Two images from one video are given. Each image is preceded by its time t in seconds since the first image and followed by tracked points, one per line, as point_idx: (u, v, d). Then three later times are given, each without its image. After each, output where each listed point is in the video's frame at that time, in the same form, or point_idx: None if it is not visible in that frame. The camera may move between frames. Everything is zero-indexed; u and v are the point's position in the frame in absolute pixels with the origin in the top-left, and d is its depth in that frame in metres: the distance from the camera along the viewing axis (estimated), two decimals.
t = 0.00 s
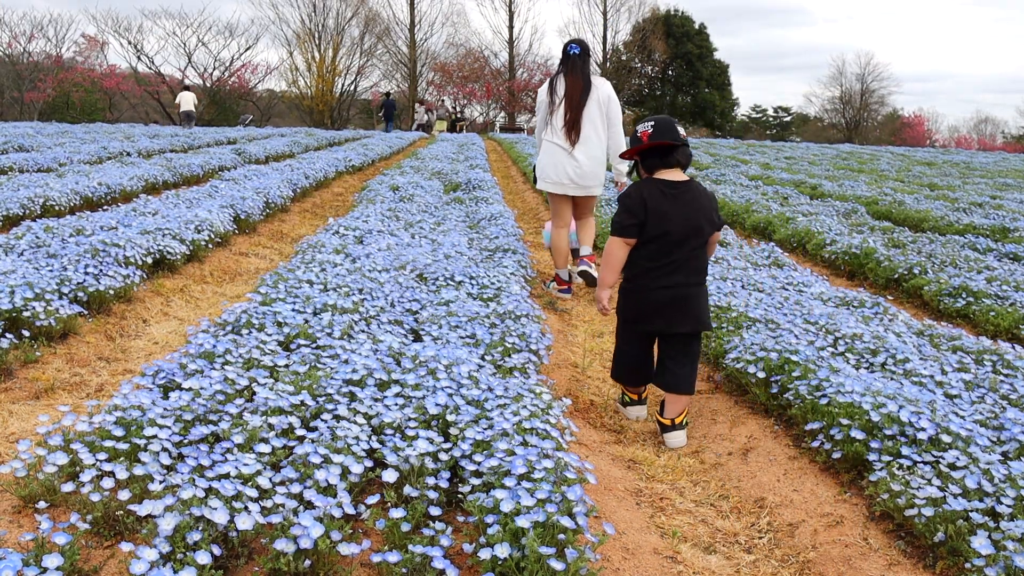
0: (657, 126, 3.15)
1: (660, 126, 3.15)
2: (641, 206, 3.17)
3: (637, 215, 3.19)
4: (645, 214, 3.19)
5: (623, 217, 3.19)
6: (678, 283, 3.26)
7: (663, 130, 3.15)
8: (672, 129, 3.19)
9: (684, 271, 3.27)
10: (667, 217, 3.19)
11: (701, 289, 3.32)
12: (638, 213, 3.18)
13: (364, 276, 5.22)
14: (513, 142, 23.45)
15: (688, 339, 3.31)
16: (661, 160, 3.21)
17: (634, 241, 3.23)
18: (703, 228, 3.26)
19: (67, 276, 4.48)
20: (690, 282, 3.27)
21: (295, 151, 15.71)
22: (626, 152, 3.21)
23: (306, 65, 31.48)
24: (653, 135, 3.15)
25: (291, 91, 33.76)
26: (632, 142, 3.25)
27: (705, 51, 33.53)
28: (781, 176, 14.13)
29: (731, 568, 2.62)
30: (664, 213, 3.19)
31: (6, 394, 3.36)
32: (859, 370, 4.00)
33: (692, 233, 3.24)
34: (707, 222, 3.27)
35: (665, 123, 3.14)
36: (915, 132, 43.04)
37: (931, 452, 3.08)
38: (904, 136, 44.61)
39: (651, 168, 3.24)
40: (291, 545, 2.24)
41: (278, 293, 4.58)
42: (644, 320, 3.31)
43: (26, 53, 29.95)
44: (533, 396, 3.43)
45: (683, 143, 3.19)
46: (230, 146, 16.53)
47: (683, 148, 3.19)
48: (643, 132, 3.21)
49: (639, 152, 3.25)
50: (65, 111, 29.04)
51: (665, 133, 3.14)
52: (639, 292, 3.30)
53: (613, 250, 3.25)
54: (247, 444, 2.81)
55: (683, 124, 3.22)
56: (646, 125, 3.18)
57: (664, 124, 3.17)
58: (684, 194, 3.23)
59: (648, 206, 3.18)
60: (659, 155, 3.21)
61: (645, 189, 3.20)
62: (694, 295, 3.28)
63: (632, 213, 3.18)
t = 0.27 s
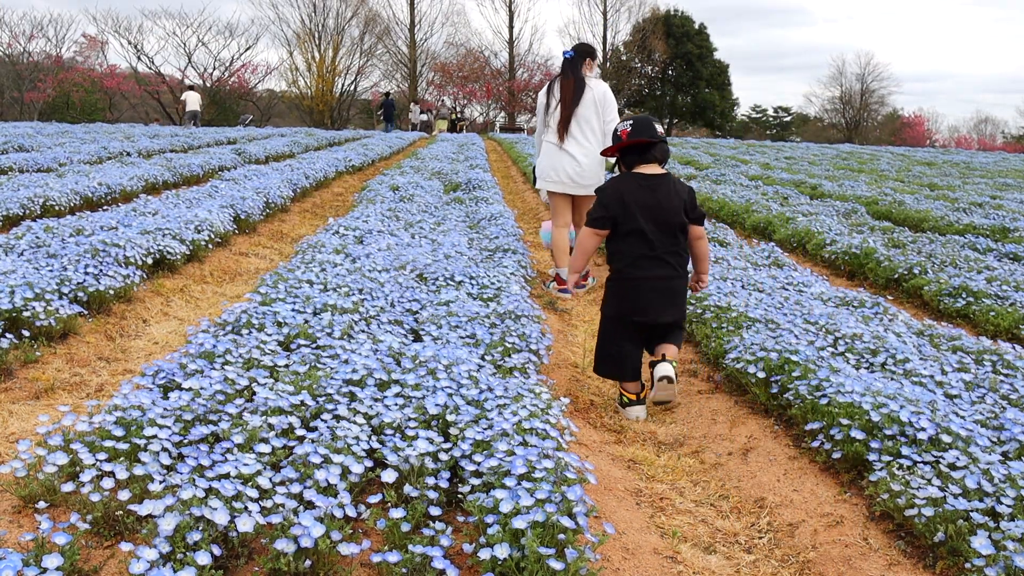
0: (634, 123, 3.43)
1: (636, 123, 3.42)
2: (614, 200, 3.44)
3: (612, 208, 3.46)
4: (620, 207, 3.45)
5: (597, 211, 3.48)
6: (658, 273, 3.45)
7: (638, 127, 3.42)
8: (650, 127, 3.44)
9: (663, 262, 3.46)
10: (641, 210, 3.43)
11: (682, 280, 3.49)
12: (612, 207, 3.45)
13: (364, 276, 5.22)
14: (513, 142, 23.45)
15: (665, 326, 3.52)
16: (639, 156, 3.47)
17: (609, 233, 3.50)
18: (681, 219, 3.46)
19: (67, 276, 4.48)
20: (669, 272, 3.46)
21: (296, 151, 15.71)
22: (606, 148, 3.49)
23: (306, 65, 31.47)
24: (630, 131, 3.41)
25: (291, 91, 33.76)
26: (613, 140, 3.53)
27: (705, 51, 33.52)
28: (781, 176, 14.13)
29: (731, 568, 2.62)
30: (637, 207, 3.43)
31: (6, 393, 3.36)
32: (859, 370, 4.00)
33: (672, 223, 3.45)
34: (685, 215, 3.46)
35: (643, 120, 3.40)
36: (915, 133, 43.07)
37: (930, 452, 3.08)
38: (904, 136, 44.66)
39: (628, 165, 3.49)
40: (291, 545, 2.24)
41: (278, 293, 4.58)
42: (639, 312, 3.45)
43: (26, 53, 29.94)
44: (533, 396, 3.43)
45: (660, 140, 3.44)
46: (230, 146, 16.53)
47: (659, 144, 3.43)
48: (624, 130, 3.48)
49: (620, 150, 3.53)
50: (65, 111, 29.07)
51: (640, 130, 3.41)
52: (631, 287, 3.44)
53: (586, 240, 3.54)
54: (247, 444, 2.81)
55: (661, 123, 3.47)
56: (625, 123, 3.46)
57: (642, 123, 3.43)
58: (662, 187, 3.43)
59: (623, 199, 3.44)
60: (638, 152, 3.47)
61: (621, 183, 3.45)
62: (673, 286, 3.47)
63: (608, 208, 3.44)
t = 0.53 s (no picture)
0: (630, 127, 3.67)
1: (632, 127, 3.66)
2: (606, 197, 3.68)
3: (604, 205, 3.68)
4: (614, 203, 3.66)
5: (588, 207, 3.73)
6: (651, 266, 3.58)
7: (635, 131, 3.65)
8: (645, 131, 3.67)
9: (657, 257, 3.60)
10: (634, 206, 3.62)
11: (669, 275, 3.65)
12: (603, 203, 3.69)
13: (364, 276, 5.22)
14: (513, 142, 23.45)
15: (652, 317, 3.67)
16: (636, 159, 3.69)
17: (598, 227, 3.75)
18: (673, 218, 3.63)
19: (66, 276, 4.48)
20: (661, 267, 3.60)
21: (295, 151, 15.70)
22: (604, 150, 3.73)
23: (306, 65, 31.46)
24: (626, 134, 3.66)
25: (291, 91, 33.75)
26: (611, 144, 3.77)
27: (705, 51, 33.51)
28: (781, 176, 14.13)
29: (731, 568, 2.62)
30: (629, 204, 3.63)
31: (6, 393, 3.36)
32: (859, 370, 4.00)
33: (667, 220, 3.62)
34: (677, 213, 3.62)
35: (638, 126, 3.64)
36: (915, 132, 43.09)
37: (930, 452, 3.08)
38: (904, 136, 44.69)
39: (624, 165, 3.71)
40: (291, 545, 2.24)
41: (278, 293, 4.58)
42: (641, 303, 3.56)
43: (26, 53, 29.93)
44: (533, 396, 3.43)
45: (655, 144, 3.66)
46: (230, 146, 16.53)
47: (654, 147, 3.65)
48: (620, 134, 3.72)
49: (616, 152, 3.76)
50: (65, 111, 29.09)
51: (636, 132, 3.64)
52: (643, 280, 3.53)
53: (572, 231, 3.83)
54: (247, 444, 2.81)
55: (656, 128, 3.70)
56: (622, 129, 3.71)
57: (638, 128, 3.67)
58: (657, 186, 3.62)
59: (616, 196, 3.66)
60: (634, 155, 3.69)
61: (614, 182, 3.68)
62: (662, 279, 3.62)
63: (600, 204, 3.67)
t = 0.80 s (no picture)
0: (626, 123, 3.98)
1: (628, 124, 3.97)
2: (606, 192, 4.00)
3: (605, 199, 4.00)
4: (613, 197, 3.99)
5: (592, 202, 4.04)
6: (647, 255, 3.91)
7: (631, 126, 3.97)
8: (639, 128, 3.99)
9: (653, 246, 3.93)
10: (631, 200, 3.96)
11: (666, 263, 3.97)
12: (604, 198, 4.00)
13: (364, 276, 5.22)
14: (513, 142, 23.45)
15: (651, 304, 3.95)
16: (631, 153, 4.03)
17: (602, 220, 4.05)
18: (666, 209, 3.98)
19: (66, 276, 4.48)
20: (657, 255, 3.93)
21: (295, 151, 15.70)
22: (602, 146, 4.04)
23: (306, 65, 31.46)
24: (622, 130, 3.98)
25: (291, 91, 33.76)
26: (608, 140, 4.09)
27: (705, 51, 33.51)
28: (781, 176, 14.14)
29: (731, 568, 2.62)
30: (626, 198, 3.97)
31: (5, 394, 3.36)
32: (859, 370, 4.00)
33: (661, 212, 3.97)
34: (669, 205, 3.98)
35: (633, 122, 3.94)
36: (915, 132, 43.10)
37: (930, 451, 3.08)
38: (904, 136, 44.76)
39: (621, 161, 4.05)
40: (291, 545, 2.24)
41: (278, 293, 4.58)
42: (640, 289, 3.88)
43: (26, 53, 29.95)
44: (533, 396, 3.43)
45: (648, 140, 4.01)
46: (230, 146, 16.53)
47: (648, 143, 3.99)
48: (616, 131, 4.02)
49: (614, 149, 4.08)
50: (65, 111, 29.09)
51: (632, 128, 3.96)
52: (635, 271, 3.88)
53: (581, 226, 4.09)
54: (247, 445, 2.81)
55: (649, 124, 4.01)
56: (618, 125, 4.03)
57: (633, 124, 3.98)
58: (652, 180, 3.96)
59: (614, 190, 3.99)
60: (629, 150, 4.02)
61: (613, 177, 4.01)
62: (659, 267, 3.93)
63: (601, 198, 3.99)
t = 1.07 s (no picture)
0: (616, 126, 3.97)
1: (618, 126, 3.96)
2: (600, 193, 3.97)
3: (599, 200, 3.98)
4: (607, 198, 3.97)
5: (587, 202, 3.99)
6: (639, 254, 3.98)
7: (621, 129, 3.96)
8: (628, 131, 3.99)
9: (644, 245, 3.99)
10: (625, 201, 3.97)
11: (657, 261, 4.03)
12: (598, 199, 3.98)
13: (365, 276, 5.22)
14: (513, 142, 23.46)
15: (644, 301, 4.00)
16: (620, 156, 4.04)
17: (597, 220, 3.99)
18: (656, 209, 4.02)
19: (67, 276, 4.48)
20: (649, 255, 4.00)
21: (295, 151, 15.70)
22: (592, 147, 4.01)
23: (306, 65, 31.46)
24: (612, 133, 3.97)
25: (291, 91, 33.77)
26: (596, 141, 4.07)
27: (705, 51, 33.51)
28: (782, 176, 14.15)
29: (731, 568, 2.62)
30: (620, 199, 3.97)
31: (6, 394, 3.36)
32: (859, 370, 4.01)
33: (653, 211, 4.00)
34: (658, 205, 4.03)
35: (623, 125, 3.94)
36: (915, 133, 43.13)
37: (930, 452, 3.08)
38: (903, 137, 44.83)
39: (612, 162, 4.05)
40: (291, 546, 2.24)
41: (278, 293, 4.58)
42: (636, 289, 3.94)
43: (26, 53, 29.96)
44: (533, 396, 3.44)
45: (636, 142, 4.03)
46: (230, 146, 16.53)
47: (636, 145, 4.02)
48: (604, 134, 4.02)
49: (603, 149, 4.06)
50: (64, 111, 29.10)
51: (623, 131, 3.95)
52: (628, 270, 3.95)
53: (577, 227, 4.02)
54: (247, 445, 2.81)
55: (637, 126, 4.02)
56: (606, 129, 4.02)
57: (622, 127, 3.97)
58: (643, 181, 4.00)
59: (607, 192, 3.98)
60: (619, 153, 4.04)
61: (606, 178, 4.00)
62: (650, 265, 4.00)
63: (596, 199, 3.96)
